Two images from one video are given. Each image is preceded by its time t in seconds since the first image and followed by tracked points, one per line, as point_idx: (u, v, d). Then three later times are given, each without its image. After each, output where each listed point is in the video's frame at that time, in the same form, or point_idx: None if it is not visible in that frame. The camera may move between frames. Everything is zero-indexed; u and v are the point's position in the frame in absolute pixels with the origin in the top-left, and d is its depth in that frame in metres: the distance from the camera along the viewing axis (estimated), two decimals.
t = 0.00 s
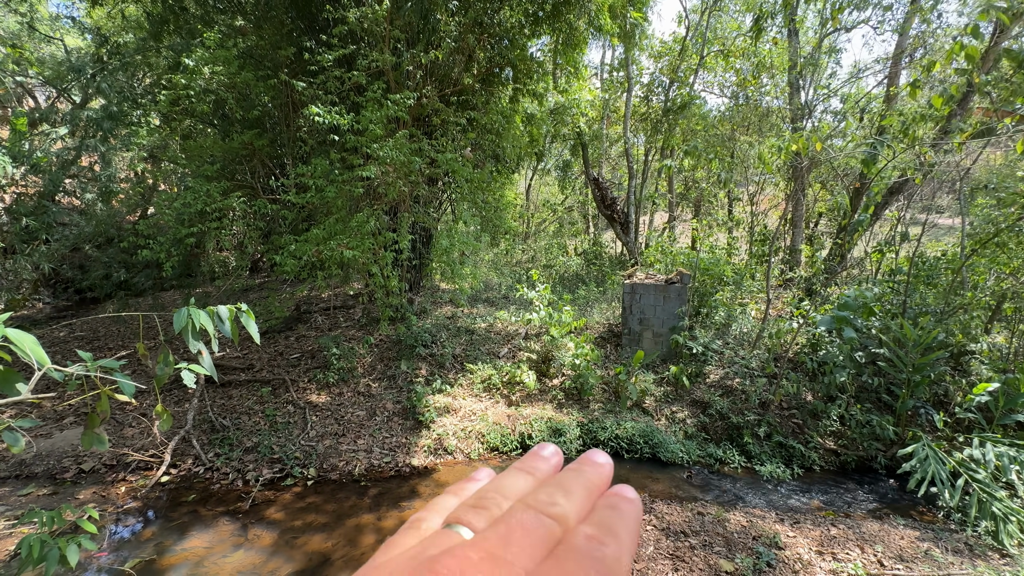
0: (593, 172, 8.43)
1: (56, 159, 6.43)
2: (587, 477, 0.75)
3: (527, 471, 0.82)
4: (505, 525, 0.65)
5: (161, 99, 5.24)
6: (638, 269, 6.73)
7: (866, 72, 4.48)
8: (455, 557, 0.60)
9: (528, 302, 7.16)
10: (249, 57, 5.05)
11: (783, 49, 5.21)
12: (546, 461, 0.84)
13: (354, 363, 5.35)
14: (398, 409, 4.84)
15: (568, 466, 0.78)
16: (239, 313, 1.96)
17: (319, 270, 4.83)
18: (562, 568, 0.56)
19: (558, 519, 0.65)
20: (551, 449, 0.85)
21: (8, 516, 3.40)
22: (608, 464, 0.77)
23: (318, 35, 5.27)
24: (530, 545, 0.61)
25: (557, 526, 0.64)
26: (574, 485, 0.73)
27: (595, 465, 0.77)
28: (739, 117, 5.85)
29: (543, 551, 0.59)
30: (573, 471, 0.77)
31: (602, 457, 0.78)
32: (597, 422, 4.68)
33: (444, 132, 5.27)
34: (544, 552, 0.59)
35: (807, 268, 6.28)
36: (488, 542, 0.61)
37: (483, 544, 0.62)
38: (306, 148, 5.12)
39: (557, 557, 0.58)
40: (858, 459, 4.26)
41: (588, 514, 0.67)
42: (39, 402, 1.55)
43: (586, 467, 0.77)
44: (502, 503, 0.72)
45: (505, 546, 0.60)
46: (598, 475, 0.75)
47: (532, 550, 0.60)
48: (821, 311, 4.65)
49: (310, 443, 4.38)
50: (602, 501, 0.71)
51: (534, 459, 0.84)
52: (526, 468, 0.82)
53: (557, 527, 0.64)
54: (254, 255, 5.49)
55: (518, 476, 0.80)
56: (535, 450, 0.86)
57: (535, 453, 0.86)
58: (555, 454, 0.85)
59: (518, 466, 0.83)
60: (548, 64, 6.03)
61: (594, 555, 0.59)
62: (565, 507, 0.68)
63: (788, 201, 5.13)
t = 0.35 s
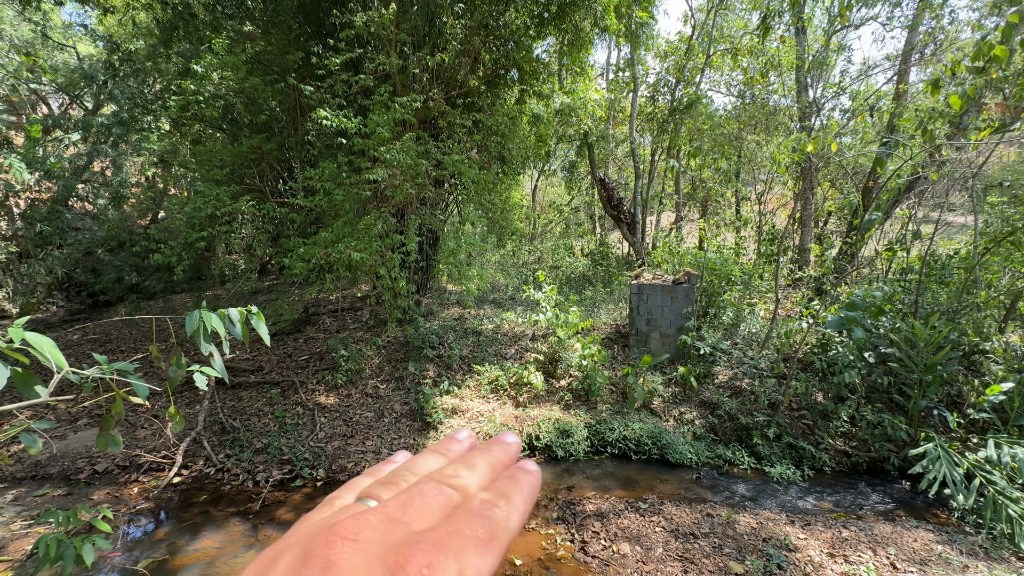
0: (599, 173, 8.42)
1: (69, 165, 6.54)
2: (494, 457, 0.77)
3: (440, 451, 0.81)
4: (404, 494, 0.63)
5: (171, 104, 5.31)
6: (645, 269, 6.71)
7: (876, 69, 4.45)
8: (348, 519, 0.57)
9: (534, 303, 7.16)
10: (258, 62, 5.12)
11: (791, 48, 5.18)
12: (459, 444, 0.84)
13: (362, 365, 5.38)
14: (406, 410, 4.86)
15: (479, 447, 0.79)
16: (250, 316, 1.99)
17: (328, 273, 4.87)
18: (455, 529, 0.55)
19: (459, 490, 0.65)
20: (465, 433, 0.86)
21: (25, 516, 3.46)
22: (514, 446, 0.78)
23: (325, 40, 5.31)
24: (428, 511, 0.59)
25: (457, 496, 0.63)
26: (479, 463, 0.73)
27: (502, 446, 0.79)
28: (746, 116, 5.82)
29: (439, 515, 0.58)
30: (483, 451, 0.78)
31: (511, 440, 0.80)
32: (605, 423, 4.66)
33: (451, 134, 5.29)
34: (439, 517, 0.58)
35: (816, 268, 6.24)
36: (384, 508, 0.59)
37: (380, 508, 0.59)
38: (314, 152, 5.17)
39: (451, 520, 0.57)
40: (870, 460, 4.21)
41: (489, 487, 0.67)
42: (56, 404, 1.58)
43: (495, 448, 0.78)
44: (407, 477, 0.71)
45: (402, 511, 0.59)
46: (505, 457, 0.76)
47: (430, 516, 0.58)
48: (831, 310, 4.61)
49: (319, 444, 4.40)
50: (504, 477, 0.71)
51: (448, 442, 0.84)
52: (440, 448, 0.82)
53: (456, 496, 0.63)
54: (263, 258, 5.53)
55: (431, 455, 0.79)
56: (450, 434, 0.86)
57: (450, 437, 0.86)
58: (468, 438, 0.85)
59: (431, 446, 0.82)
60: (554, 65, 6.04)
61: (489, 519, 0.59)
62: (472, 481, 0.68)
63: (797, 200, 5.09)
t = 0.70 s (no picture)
0: (606, 172, 8.39)
1: (82, 171, 6.63)
2: (396, 437, 0.79)
3: (345, 437, 0.82)
4: (297, 476, 0.64)
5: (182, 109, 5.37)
6: (653, 269, 6.67)
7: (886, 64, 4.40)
8: (239, 503, 0.57)
9: (542, 303, 7.16)
10: (266, 66, 5.21)
11: (801, 44, 5.13)
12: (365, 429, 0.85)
13: (370, 366, 5.41)
14: (414, 411, 4.87)
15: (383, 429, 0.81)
16: (261, 318, 2.00)
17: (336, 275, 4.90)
18: (341, 501, 0.57)
19: (356, 469, 0.67)
20: (370, 420, 0.87)
21: (42, 516, 3.52)
22: (418, 427, 0.81)
23: (332, 43, 5.36)
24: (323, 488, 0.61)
25: (351, 476, 0.65)
26: (379, 444, 0.75)
27: (406, 428, 0.82)
28: (755, 114, 5.78)
29: (329, 492, 0.59)
30: (386, 433, 0.80)
31: (415, 421, 0.83)
32: (614, 423, 4.64)
33: (458, 135, 5.31)
34: (330, 495, 0.59)
35: (827, 267, 6.18)
36: (274, 491, 0.60)
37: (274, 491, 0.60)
38: (323, 155, 5.20)
39: (342, 494, 0.59)
40: (884, 461, 4.15)
41: (386, 465, 0.69)
42: (73, 406, 1.61)
43: (398, 430, 0.81)
44: (305, 464, 0.71)
45: (292, 492, 0.60)
46: (408, 437, 0.79)
47: (325, 491, 0.60)
48: (843, 309, 4.55)
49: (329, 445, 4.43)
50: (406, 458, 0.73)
51: (354, 428, 0.85)
52: (344, 435, 0.82)
53: (349, 477, 0.65)
54: (272, 261, 5.58)
55: (333, 442, 0.79)
56: (354, 421, 0.87)
57: (355, 424, 0.86)
58: (374, 423, 0.86)
59: (335, 433, 0.82)
60: (560, 65, 6.02)
61: (382, 491, 0.61)
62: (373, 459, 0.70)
63: (807, 198, 5.01)
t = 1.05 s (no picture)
0: (610, 172, 8.38)
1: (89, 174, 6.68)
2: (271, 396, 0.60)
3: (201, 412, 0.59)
4: (153, 452, 0.45)
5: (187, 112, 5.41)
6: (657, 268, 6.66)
7: (892, 61, 4.36)
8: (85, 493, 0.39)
9: (546, 303, 7.17)
10: (270, 69, 5.23)
11: (804, 42, 5.11)
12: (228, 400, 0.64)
13: (375, 367, 5.42)
14: (419, 411, 4.88)
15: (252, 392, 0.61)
16: (266, 319, 2.01)
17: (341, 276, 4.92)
18: (224, 455, 0.42)
19: (234, 429, 0.49)
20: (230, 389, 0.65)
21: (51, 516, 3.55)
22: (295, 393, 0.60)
23: (335, 45, 5.38)
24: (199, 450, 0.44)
25: (242, 425, 0.49)
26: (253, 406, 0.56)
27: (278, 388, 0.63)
28: (759, 112, 5.76)
29: (204, 454, 0.43)
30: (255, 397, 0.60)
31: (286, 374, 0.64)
32: (619, 423, 4.63)
33: (461, 135, 5.31)
34: (218, 444, 0.45)
35: (832, 265, 6.15)
36: (129, 472, 0.42)
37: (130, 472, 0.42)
38: (327, 156, 5.22)
39: (222, 450, 0.43)
40: (891, 460, 4.12)
41: (278, 413, 0.53)
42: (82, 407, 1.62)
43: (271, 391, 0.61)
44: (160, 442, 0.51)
45: (153, 464, 0.42)
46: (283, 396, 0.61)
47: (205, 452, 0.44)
48: (850, 307, 4.53)
49: (334, 446, 4.45)
50: (298, 402, 0.56)
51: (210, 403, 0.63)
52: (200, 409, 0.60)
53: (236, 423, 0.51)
54: (277, 262, 5.60)
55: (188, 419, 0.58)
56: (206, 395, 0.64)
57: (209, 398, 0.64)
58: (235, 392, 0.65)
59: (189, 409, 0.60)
60: (563, 65, 6.02)
61: (275, 436, 0.46)
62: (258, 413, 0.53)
63: (813, 195, 4.96)
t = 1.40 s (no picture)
0: (613, 170, 8.36)
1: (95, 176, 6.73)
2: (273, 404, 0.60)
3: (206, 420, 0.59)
4: (157, 462, 0.46)
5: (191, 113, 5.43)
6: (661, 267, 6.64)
7: (897, 57, 4.32)
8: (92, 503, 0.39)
9: (550, 302, 7.16)
10: (273, 70, 5.25)
11: (809, 38, 5.07)
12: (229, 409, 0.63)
13: (379, 366, 5.44)
14: (424, 411, 4.89)
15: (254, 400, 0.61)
16: (271, 319, 2.01)
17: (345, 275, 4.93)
18: (228, 464, 0.42)
19: (237, 438, 0.49)
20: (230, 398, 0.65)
21: (60, 515, 3.58)
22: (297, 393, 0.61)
23: (338, 46, 5.39)
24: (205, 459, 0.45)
25: (246, 432, 0.50)
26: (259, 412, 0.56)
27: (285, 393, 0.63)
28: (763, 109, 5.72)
29: (207, 463, 0.43)
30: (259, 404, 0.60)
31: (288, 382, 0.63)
32: (623, 422, 4.62)
33: (464, 134, 5.31)
34: (223, 450, 0.46)
35: (837, 262, 6.11)
36: (133, 482, 0.42)
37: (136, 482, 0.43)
38: (330, 156, 5.23)
39: (227, 460, 0.44)
40: (898, 459, 4.09)
41: (280, 420, 0.53)
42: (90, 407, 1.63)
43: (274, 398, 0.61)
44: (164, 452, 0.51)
45: (157, 475, 0.43)
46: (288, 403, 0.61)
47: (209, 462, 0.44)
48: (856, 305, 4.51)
49: (339, 445, 4.46)
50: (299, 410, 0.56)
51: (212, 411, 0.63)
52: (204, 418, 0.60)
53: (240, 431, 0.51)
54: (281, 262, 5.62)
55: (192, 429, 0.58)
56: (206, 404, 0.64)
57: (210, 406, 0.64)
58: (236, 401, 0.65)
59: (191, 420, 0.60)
60: (566, 63, 6.00)
61: (279, 441, 0.46)
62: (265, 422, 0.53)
63: (818, 193, 4.89)
